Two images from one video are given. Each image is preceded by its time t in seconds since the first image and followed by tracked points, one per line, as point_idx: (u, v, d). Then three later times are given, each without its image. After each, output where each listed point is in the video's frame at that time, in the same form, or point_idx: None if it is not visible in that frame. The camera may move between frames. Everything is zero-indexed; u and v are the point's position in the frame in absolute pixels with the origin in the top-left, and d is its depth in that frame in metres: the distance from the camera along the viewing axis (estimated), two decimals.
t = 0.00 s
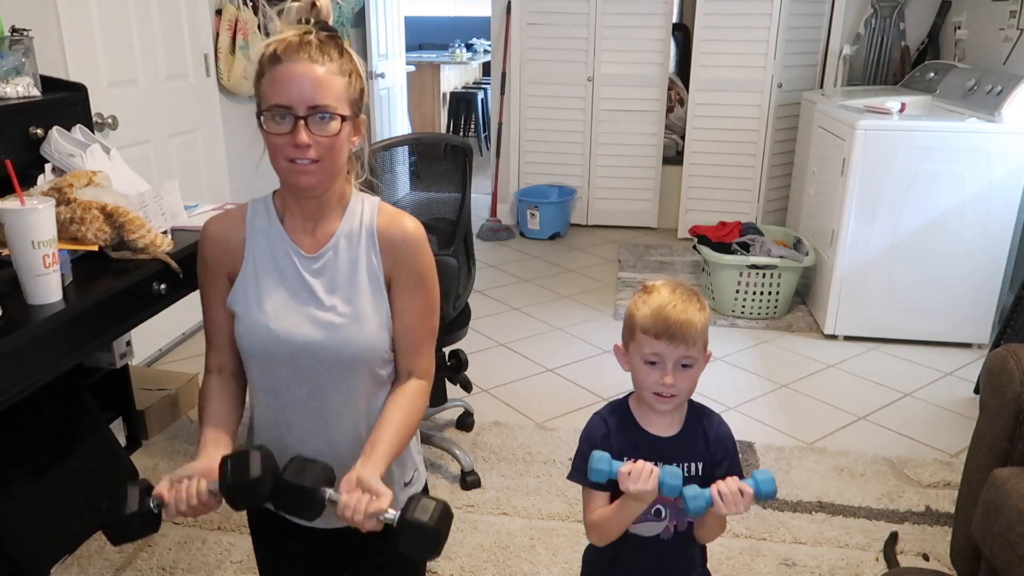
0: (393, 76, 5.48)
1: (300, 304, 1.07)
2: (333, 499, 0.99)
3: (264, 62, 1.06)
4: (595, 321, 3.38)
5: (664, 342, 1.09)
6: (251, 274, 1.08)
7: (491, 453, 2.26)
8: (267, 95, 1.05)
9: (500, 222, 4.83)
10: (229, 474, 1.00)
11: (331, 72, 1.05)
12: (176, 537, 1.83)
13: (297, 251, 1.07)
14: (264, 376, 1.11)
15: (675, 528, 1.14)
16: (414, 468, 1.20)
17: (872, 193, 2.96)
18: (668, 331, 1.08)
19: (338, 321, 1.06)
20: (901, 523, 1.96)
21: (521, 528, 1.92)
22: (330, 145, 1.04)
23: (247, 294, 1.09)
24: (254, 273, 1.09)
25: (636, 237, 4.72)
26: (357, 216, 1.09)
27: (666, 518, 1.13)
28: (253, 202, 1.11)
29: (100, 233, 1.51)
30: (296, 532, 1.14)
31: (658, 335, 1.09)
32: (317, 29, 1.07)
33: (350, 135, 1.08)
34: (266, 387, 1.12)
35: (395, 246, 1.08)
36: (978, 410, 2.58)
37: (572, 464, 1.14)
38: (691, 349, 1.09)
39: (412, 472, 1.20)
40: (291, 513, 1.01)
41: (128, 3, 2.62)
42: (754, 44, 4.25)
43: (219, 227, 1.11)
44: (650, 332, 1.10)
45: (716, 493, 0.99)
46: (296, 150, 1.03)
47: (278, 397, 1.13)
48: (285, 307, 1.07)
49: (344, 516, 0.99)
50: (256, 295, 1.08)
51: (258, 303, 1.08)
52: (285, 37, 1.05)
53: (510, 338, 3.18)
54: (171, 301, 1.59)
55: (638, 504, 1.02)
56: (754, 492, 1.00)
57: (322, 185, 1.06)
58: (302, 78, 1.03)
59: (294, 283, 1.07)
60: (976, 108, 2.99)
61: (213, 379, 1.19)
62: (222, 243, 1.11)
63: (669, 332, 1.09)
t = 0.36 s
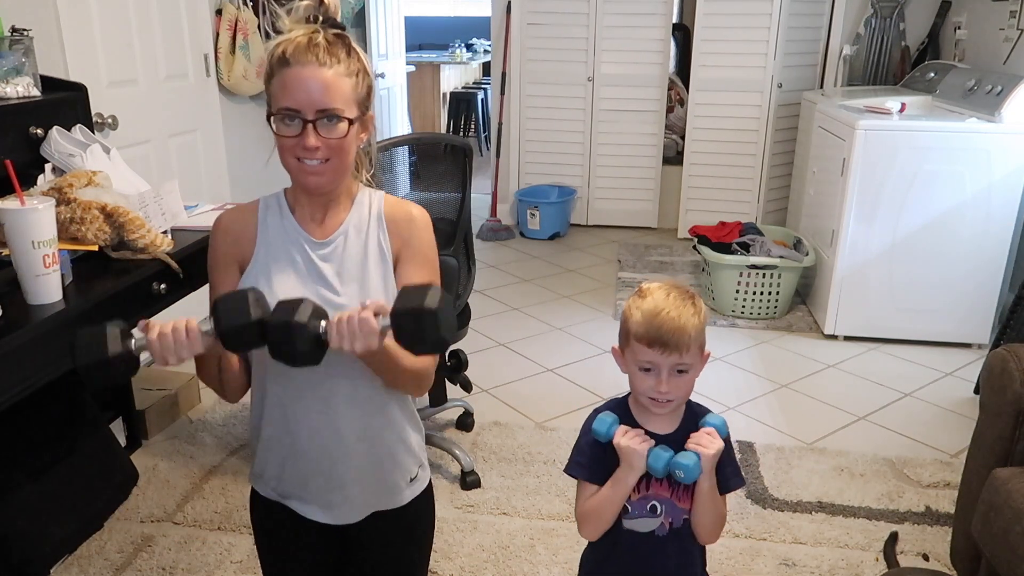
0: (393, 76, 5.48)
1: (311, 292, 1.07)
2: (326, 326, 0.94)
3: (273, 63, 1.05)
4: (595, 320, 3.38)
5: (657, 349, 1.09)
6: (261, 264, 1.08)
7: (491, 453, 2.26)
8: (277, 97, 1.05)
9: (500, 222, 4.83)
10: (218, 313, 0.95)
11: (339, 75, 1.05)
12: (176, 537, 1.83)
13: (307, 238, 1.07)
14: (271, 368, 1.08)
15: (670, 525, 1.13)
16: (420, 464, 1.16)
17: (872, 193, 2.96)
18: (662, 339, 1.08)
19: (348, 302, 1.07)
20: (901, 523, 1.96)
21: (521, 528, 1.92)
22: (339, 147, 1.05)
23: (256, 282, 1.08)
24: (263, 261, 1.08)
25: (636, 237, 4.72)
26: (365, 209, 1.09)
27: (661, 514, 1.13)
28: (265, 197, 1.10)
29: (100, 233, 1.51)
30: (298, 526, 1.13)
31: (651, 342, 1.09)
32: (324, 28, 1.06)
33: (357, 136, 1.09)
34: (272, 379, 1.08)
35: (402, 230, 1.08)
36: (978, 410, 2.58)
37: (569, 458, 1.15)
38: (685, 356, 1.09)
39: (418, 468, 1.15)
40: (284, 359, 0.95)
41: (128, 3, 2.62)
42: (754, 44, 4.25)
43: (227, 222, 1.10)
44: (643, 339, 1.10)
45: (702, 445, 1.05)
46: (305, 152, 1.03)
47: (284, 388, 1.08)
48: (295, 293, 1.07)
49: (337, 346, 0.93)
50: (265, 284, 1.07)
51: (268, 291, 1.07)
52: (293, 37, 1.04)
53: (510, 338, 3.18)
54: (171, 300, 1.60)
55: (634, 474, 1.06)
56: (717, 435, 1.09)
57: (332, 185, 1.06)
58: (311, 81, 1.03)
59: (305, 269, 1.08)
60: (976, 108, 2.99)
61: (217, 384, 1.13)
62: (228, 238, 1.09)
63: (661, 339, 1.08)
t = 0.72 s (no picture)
0: (393, 76, 5.48)
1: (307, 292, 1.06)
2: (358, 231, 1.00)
3: (272, 64, 1.05)
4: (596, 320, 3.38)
5: (659, 347, 1.09)
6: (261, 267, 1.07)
7: (491, 453, 2.26)
8: (274, 97, 1.05)
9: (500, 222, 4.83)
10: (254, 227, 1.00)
11: (338, 75, 1.05)
12: (176, 537, 1.83)
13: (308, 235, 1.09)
14: (268, 372, 1.07)
15: (666, 526, 1.13)
16: (416, 473, 1.16)
17: (872, 193, 2.96)
18: (663, 337, 1.08)
19: (345, 306, 1.06)
20: (901, 523, 1.97)
21: (521, 528, 1.92)
22: (337, 147, 1.04)
23: (256, 283, 1.07)
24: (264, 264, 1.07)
25: (636, 237, 4.72)
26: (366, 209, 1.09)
27: (657, 514, 1.13)
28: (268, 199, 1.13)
29: (100, 233, 1.51)
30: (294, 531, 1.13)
31: (653, 341, 1.09)
32: (323, 29, 1.07)
33: (356, 135, 1.08)
34: (267, 384, 1.08)
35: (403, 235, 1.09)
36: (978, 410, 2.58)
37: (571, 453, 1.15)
38: (687, 354, 1.09)
39: (414, 477, 1.16)
40: (317, 263, 0.99)
41: (128, 3, 2.62)
42: (754, 44, 4.25)
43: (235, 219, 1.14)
44: (646, 337, 1.10)
45: (696, 442, 1.05)
46: (303, 151, 1.03)
47: (279, 394, 1.08)
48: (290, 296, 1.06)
49: (369, 236, 0.99)
50: (265, 286, 1.06)
51: (264, 293, 1.06)
52: (292, 39, 1.04)
53: (510, 338, 3.18)
54: (172, 300, 1.59)
55: (627, 466, 1.07)
56: (723, 442, 1.07)
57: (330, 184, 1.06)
58: (308, 82, 1.03)
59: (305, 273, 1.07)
60: (976, 108, 2.99)
61: (220, 378, 1.11)
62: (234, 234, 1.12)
63: (664, 338, 1.09)
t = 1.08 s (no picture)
0: (393, 76, 5.48)
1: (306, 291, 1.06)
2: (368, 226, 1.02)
3: (275, 66, 1.05)
4: (596, 320, 3.38)
5: (659, 346, 1.09)
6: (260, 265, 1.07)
7: (491, 453, 2.26)
8: (279, 99, 1.04)
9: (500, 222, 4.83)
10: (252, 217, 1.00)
11: (342, 78, 1.05)
12: (176, 537, 1.83)
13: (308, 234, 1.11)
14: (265, 371, 1.07)
15: (673, 527, 1.13)
16: (413, 473, 1.16)
17: (872, 193, 2.96)
18: (663, 337, 1.08)
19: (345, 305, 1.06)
20: (901, 523, 1.97)
21: (521, 528, 1.92)
22: (341, 150, 1.05)
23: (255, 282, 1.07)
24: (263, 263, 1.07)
25: (636, 237, 4.72)
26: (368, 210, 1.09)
27: (663, 516, 1.13)
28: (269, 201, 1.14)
29: (100, 233, 1.50)
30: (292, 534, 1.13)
31: (653, 340, 1.09)
32: (327, 32, 1.07)
33: (360, 138, 1.09)
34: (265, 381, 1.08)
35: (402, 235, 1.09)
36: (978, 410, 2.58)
37: (573, 458, 1.15)
38: (687, 353, 1.09)
39: (410, 477, 1.16)
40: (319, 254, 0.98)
41: (128, 3, 2.62)
42: (754, 44, 4.25)
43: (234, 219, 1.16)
44: (646, 337, 1.10)
45: (702, 447, 1.05)
46: (308, 154, 1.03)
47: (277, 391, 1.08)
48: (290, 294, 1.06)
49: (382, 228, 1.01)
50: (265, 284, 1.06)
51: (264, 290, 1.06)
52: (296, 41, 1.04)
53: (510, 337, 3.18)
54: (172, 300, 1.59)
55: (634, 475, 1.07)
56: (726, 442, 1.07)
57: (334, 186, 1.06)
58: (313, 84, 1.03)
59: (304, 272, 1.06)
60: (976, 108, 2.99)
61: (219, 374, 1.11)
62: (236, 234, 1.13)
63: (664, 337, 1.08)
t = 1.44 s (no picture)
0: (393, 76, 5.48)
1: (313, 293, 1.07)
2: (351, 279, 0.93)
3: (279, 62, 1.05)
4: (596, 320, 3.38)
5: (658, 346, 1.09)
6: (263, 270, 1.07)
7: (491, 453, 2.26)
8: (282, 95, 1.05)
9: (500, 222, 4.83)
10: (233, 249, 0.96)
11: (346, 77, 1.05)
12: (176, 537, 1.83)
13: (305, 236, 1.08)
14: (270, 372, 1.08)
15: (675, 525, 1.14)
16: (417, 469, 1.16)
17: (872, 193, 2.96)
18: (662, 335, 1.08)
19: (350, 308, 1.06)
20: (901, 523, 1.97)
21: (521, 528, 1.92)
22: (344, 148, 1.05)
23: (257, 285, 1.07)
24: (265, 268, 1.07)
25: (635, 237, 4.72)
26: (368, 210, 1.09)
27: (665, 514, 1.13)
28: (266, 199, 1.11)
29: (100, 233, 1.51)
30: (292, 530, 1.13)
31: (652, 339, 1.09)
32: (332, 31, 1.07)
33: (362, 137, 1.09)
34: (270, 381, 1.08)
35: (403, 237, 1.08)
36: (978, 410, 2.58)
37: (573, 459, 1.15)
38: (686, 351, 1.09)
39: (415, 473, 1.15)
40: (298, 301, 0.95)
41: (128, 3, 2.62)
42: (754, 44, 4.25)
43: (230, 220, 1.13)
44: (644, 336, 1.10)
45: (705, 452, 1.04)
46: (310, 151, 1.03)
47: (282, 393, 1.08)
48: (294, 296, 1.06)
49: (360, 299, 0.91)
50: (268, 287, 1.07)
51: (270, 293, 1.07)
52: (301, 38, 1.04)
53: (510, 337, 3.18)
54: (172, 300, 1.59)
55: (637, 479, 1.06)
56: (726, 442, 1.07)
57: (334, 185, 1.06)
58: (317, 82, 1.03)
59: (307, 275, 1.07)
60: (976, 108, 2.99)
61: (230, 385, 1.11)
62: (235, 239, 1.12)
63: (663, 336, 1.09)
